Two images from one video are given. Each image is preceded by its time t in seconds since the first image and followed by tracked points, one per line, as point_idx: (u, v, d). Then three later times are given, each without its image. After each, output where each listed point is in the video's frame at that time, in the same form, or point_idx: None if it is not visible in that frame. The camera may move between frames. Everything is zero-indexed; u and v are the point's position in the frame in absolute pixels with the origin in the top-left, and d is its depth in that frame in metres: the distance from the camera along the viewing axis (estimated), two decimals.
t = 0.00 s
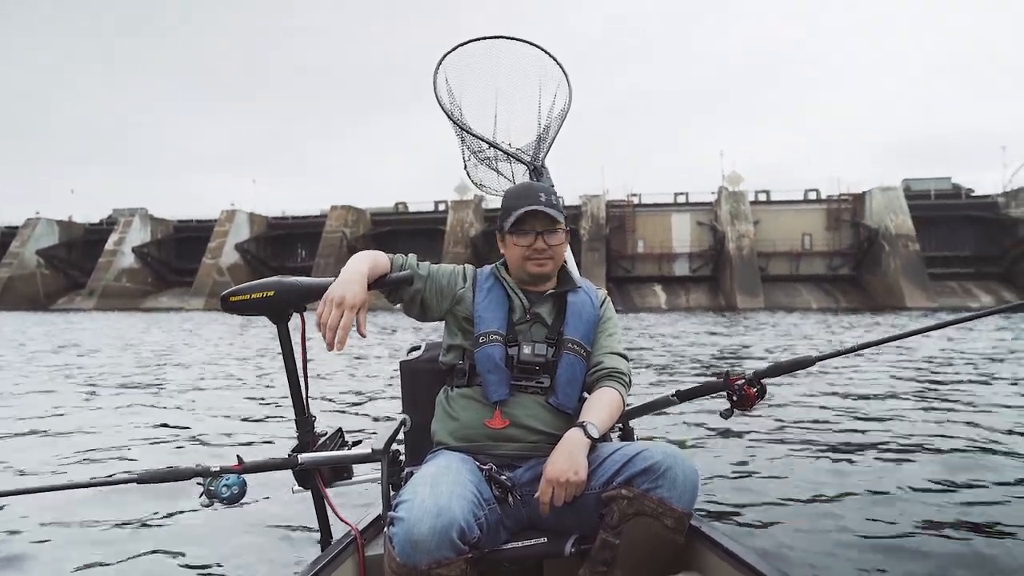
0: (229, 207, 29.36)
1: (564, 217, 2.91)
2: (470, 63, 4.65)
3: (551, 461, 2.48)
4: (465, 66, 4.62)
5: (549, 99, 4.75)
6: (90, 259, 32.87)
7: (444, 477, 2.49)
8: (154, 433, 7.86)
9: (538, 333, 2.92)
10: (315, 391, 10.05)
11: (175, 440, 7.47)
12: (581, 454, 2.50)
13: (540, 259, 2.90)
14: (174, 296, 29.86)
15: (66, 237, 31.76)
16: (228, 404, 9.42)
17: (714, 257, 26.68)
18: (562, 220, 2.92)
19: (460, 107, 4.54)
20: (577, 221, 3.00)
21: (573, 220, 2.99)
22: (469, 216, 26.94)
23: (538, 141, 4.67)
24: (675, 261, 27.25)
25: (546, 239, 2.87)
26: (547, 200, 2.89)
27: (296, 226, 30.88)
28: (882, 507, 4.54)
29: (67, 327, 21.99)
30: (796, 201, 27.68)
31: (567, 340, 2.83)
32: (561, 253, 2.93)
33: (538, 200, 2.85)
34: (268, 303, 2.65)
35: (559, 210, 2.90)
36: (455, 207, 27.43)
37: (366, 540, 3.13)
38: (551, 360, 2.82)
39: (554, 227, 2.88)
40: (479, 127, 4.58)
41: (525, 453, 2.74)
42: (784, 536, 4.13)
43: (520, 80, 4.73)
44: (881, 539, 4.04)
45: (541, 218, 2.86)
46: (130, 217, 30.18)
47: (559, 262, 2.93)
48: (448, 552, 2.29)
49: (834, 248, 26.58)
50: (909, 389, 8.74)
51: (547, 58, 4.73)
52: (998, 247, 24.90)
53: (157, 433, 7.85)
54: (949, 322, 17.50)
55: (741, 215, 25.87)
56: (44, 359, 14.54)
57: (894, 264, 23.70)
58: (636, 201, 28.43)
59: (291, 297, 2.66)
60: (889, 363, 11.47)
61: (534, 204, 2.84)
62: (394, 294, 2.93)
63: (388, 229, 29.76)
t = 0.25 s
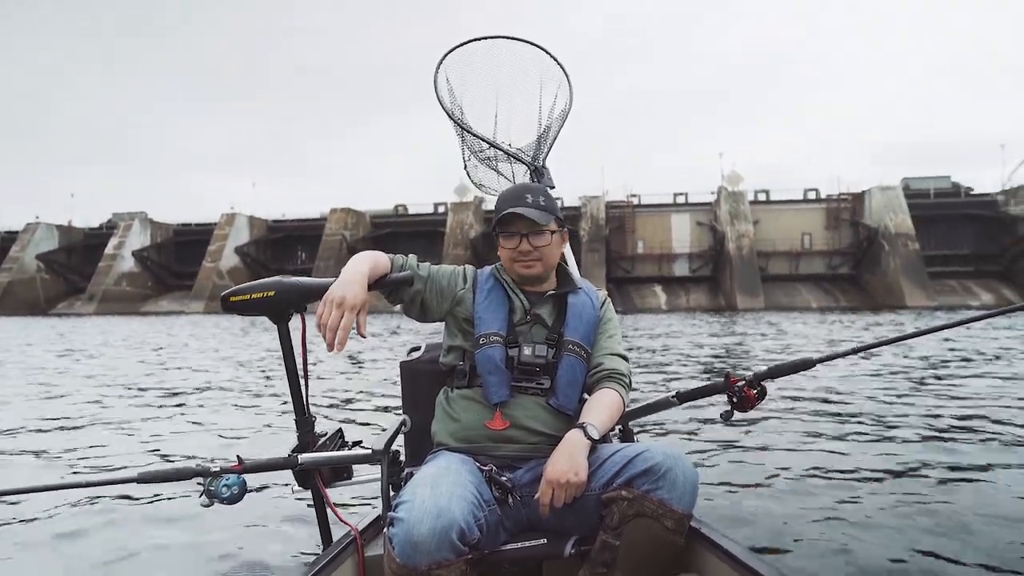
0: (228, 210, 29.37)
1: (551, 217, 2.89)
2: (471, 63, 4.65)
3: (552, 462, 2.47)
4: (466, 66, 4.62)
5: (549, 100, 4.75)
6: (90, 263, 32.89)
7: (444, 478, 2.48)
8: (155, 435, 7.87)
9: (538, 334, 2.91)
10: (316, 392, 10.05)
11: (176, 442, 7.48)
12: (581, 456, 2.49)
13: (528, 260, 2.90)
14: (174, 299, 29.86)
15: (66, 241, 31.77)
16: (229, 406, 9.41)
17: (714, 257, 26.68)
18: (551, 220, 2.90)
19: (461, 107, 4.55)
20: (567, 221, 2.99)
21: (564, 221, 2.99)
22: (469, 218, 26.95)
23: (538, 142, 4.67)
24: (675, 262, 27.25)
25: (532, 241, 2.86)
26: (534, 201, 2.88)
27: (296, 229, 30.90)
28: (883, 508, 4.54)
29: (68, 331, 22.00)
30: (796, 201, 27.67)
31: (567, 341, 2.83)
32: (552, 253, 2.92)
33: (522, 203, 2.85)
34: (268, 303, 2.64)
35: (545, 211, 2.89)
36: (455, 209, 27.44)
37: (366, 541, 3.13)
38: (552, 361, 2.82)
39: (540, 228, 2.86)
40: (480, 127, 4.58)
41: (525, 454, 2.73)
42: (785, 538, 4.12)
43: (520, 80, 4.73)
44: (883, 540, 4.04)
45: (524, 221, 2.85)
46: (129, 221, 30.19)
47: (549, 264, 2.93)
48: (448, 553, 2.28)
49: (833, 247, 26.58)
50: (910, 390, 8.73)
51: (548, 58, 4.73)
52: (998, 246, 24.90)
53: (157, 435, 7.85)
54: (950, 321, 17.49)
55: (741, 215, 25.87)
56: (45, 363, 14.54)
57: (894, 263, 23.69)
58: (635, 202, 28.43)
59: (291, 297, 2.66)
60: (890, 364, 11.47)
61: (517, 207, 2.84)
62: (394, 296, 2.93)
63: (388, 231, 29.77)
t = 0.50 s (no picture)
0: (228, 216, 29.37)
1: (544, 219, 2.89)
2: (473, 65, 4.66)
3: (553, 464, 2.46)
4: (471, 68, 4.63)
5: (553, 101, 4.74)
6: (90, 270, 32.91)
7: (446, 480, 2.48)
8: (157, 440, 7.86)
9: (539, 337, 2.91)
10: (317, 396, 10.05)
11: (177, 447, 7.47)
12: (583, 458, 2.48)
13: (521, 263, 2.89)
14: (174, 305, 29.87)
15: (65, 249, 31.80)
16: (230, 410, 9.40)
17: (714, 253, 26.68)
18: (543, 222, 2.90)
19: (465, 109, 4.55)
20: (563, 224, 3.00)
21: (560, 224, 2.99)
22: (468, 218, 26.93)
23: (542, 144, 4.68)
24: (675, 258, 27.24)
25: (525, 243, 2.86)
26: (526, 203, 2.89)
27: (296, 233, 30.91)
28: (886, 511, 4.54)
29: (68, 339, 22.00)
30: (795, 195, 27.65)
31: (569, 344, 2.82)
32: (546, 255, 2.91)
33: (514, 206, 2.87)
34: (270, 304, 2.64)
35: (538, 213, 2.89)
36: (455, 210, 27.43)
37: (367, 542, 3.12)
38: (554, 364, 2.81)
39: (532, 229, 2.86)
40: (483, 129, 4.59)
41: (526, 456, 2.72)
42: (787, 540, 4.11)
43: (524, 82, 4.72)
44: (886, 543, 4.04)
45: (515, 223, 2.86)
46: (129, 227, 30.21)
47: (543, 267, 2.91)
48: (449, 556, 2.28)
49: (833, 242, 26.55)
50: (912, 390, 8.73)
51: (552, 60, 4.73)
52: (997, 238, 24.88)
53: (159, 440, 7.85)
54: (951, 315, 17.47)
55: (740, 211, 25.83)
56: (46, 371, 14.55)
57: (894, 256, 23.67)
58: (635, 200, 28.42)
59: (293, 299, 2.64)
60: (891, 363, 11.47)
61: (505, 211, 2.86)
62: (395, 297, 2.92)
63: (387, 234, 29.78)
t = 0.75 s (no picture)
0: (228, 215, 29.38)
1: (542, 218, 2.89)
2: (476, 65, 4.64)
3: (553, 463, 2.46)
4: (473, 67, 4.61)
5: (555, 102, 4.74)
6: (91, 270, 32.93)
7: (447, 480, 2.48)
8: (158, 439, 7.88)
9: (541, 336, 2.90)
10: (318, 395, 10.05)
11: (179, 446, 7.49)
12: (583, 458, 2.48)
13: (516, 260, 2.88)
14: (175, 305, 29.91)
15: (66, 250, 31.83)
16: (231, 409, 9.41)
17: (715, 248, 26.66)
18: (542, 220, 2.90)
19: (467, 109, 4.54)
20: (564, 223, 2.99)
21: (560, 223, 2.99)
22: (468, 216, 26.92)
23: (544, 144, 4.67)
24: (675, 254, 27.22)
25: (520, 241, 2.86)
26: (526, 202, 2.90)
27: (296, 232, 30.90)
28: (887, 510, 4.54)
29: (69, 340, 22.03)
30: (795, 190, 27.59)
31: (570, 344, 2.82)
32: (544, 254, 2.90)
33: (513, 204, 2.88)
34: (271, 304, 2.63)
35: (538, 211, 2.90)
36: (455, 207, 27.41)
37: (367, 541, 3.13)
38: (555, 364, 2.81)
39: (530, 228, 2.87)
40: (485, 129, 4.57)
41: (526, 456, 2.72)
42: (788, 540, 4.11)
43: (526, 83, 4.72)
44: (887, 542, 4.03)
45: (513, 221, 2.87)
46: (129, 227, 30.22)
47: (537, 266, 2.90)
48: (449, 556, 2.28)
49: (833, 236, 26.54)
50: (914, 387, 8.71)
51: (554, 61, 4.73)
52: (997, 231, 24.86)
53: (160, 440, 7.86)
54: (953, 309, 17.44)
55: (741, 206, 25.79)
56: (48, 372, 14.58)
57: (895, 251, 23.62)
58: (635, 195, 28.38)
59: (294, 298, 2.63)
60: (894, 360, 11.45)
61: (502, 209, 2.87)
62: (397, 297, 2.92)
63: (387, 232, 29.76)
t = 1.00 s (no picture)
0: (229, 212, 29.40)
1: (546, 216, 2.90)
2: (474, 64, 4.66)
3: (553, 462, 2.47)
4: (472, 67, 4.63)
5: (554, 101, 4.75)
6: (93, 266, 32.97)
7: (446, 478, 2.48)
8: (158, 436, 7.89)
9: (540, 334, 2.90)
10: (318, 393, 10.06)
11: (179, 443, 7.49)
12: (582, 457, 2.49)
13: (517, 256, 2.89)
14: (176, 302, 29.94)
15: (68, 246, 31.86)
16: (231, 407, 9.43)
17: (716, 249, 26.66)
18: (545, 220, 2.91)
19: (466, 108, 4.55)
20: (567, 222, 2.99)
21: (563, 222, 2.99)
22: (469, 215, 26.92)
23: (542, 143, 4.67)
24: (676, 254, 27.22)
25: (522, 237, 2.87)
26: (531, 198, 2.91)
27: (297, 229, 30.92)
28: (887, 508, 4.53)
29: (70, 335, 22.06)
30: (797, 191, 27.57)
31: (569, 342, 2.82)
32: (546, 251, 2.91)
33: (518, 200, 2.89)
34: (271, 302, 2.64)
35: (542, 209, 2.90)
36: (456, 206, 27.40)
37: (367, 539, 3.13)
38: (555, 361, 2.82)
39: (533, 225, 2.88)
40: (484, 128, 4.58)
41: (526, 454, 2.73)
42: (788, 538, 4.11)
43: (525, 81, 4.73)
44: (886, 540, 4.03)
45: (517, 217, 2.89)
46: (131, 224, 30.25)
47: (538, 263, 2.90)
48: (448, 554, 2.29)
49: (834, 238, 26.54)
50: (914, 387, 8.71)
51: (552, 61, 4.74)
52: (998, 234, 24.87)
53: (160, 436, 7.87)
54: (953, 311, 17.41)
55: (742, 207, 25.78)
56: (49, 368, 14.60)
57: (896, 253, 23.61)
58: (636, 196, 28.36)
59: (293, 296, 2.64)
60: (894, 360, 11.43)
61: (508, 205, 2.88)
62: (396, 295, 2.93)
63: (388, 230, 29.77)
